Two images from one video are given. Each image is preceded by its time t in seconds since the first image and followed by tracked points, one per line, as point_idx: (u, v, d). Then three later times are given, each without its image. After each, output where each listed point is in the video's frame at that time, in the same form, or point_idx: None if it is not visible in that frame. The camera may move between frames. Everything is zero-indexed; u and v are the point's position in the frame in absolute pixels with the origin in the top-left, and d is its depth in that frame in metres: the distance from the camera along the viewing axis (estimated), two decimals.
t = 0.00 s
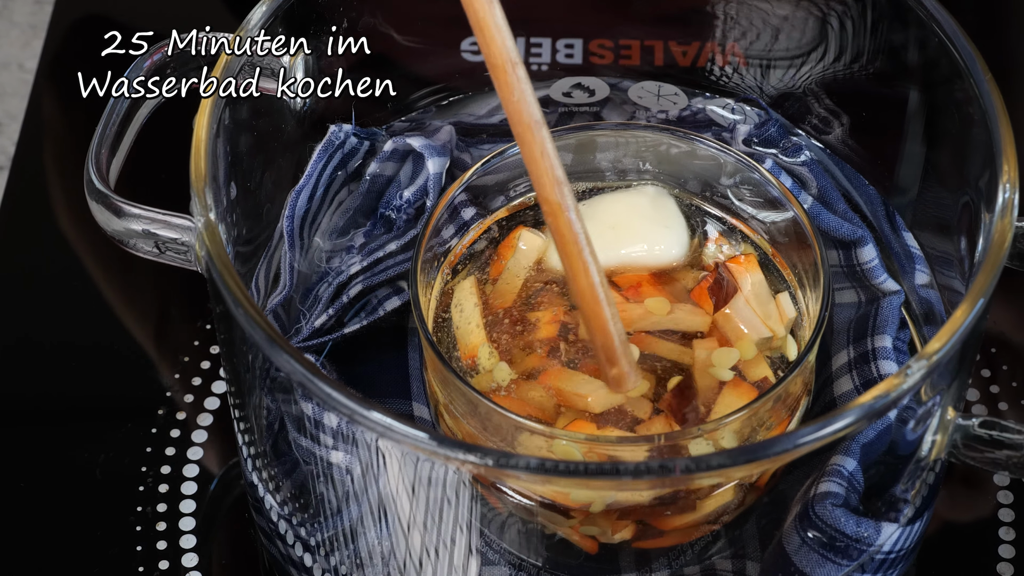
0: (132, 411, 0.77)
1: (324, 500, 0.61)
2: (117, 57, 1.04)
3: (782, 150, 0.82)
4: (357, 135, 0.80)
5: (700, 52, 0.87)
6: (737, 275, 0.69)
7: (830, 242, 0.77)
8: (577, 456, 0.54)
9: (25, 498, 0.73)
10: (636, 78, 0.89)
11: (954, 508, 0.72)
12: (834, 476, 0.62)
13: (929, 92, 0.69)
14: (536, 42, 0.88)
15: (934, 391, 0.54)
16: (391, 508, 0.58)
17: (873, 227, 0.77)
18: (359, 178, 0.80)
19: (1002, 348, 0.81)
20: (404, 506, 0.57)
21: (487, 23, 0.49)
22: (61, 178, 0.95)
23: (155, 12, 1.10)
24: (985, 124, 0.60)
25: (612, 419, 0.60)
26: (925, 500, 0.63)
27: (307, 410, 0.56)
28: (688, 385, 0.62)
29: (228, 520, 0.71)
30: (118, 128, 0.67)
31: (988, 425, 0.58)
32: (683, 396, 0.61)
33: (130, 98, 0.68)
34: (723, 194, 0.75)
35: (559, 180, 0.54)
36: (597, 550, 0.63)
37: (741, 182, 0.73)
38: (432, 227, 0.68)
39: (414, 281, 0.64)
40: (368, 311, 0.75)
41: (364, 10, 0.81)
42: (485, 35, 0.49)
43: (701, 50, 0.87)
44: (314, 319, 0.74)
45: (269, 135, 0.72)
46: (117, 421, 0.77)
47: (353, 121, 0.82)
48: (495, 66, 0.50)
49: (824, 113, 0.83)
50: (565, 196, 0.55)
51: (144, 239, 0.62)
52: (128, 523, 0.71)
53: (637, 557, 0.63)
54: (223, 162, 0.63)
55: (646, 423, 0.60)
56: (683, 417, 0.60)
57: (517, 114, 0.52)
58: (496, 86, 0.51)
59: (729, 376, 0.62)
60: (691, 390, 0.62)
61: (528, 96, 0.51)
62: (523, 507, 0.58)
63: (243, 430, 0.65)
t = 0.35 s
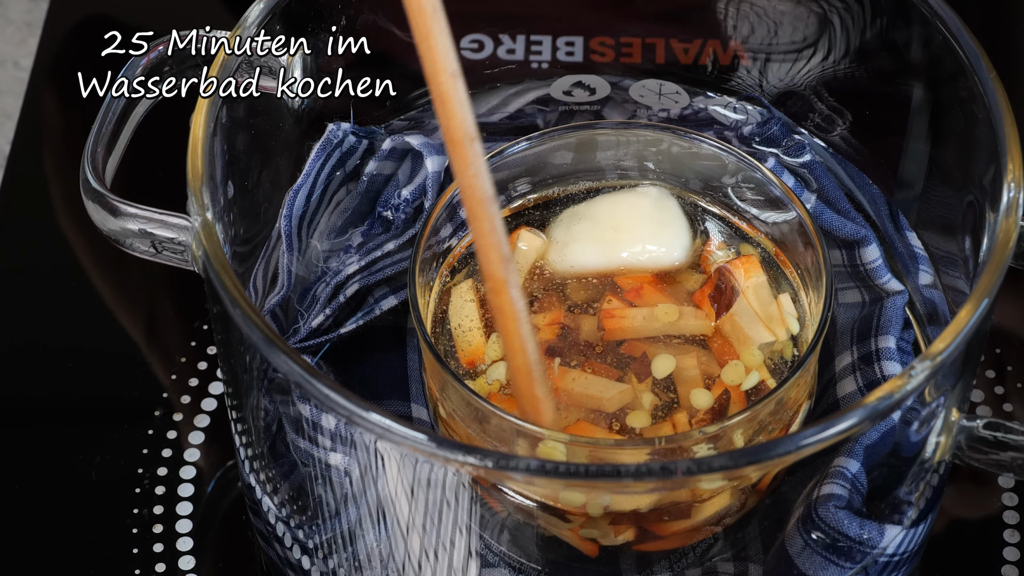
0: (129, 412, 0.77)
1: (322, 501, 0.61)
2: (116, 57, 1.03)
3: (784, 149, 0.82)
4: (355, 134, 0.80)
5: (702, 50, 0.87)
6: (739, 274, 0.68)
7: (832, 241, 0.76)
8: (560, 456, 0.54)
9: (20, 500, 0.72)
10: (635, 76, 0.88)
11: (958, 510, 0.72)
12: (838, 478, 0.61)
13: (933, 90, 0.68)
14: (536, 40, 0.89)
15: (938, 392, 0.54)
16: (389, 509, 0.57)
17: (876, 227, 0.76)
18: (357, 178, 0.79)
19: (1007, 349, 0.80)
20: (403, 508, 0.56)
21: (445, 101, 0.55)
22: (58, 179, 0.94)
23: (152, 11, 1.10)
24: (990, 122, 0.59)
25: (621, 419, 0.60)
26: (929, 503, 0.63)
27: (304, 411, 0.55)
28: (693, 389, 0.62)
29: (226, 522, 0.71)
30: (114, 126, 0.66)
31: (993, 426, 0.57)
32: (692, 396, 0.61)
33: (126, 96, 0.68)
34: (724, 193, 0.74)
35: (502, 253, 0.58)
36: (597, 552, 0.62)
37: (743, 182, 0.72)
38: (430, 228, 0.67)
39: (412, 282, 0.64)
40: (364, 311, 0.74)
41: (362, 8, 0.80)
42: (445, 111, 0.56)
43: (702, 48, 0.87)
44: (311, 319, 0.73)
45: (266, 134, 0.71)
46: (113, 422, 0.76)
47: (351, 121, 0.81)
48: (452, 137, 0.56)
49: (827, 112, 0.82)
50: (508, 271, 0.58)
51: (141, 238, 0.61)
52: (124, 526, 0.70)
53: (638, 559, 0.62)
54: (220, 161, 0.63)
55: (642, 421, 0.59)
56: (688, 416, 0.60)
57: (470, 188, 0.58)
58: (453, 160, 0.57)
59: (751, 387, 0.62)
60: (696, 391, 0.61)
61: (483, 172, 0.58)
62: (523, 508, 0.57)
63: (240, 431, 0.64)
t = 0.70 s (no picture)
0: (125, 413, 0.76)
1: (321, 503, 0.60)
2: (117, 56, 1.02)
3: (787, 148, 0.81)
4: (354, 132, 0.80)
5: (705, 48, 0.86)
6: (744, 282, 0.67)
7: (836, 239, 0.75)
8: (561, 458, 0.53)
9: (15, 502, 0.72)
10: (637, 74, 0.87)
11: (964, 511, 0.71)
12: (841, 480, 0.61)
13: (937, 88, 0.68)
14: (537, 37, 0.87)
15: (942, 393, 0.53)
16: (388, 512, 0.57)
17: (879, 226, 0.75)
18: (356, 176, 0.79)
19: (1012, 349, 0.80)
20: (403, 510, 0.55)
21: (425, 111, 0.58)
22: (54, 179, 0.93)
23: (149, 9, 1.09)
24: (995, 121, 0.58)
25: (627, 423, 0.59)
26: (934, 504, 0.62)
27: (303, 412, 0.54)
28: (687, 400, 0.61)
29: (223, 524, 0.70)
30: (111, 124, 0.66)
31: (997, 428, 0.57)
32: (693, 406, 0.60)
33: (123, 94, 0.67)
34: (726, 191, 0.74)
35: (484, 241, 0.63)
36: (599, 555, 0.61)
37: (746, 180, 0.72)
38: (429, 227, 0.67)
39: (412, 282, 0.63)
40: (364, 310, 0.74)
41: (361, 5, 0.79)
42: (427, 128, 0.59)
43: (705, 46, 0.86)
44: (309, 319, 0.72)
45: (264, 132, 0.70)
46: (110, 423, 0.75)
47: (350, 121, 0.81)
48: (434, 146, 0.60)
49: (829, 110, 0.83)
50: (487, 254, 0.64)
51: (138, 238, 0.60)
52: (121, 528, 0.70)
53: (639, 561, 0.62)
54: (217, 160, 0.62)
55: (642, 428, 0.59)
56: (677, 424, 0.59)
57: (449, 186, 0.61)
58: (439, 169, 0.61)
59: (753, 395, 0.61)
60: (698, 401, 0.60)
61: (461, 168, 0.61)
62: (524, 511, 0.56)
63: (237, 432, 0.64)
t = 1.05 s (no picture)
0: (121, 415, 0.75)
1: (319, 506, 0.59)
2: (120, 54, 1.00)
3: (789, 146, 0.80)
4: (353, 131, 0.79)
5: (705, 45, 0.86)
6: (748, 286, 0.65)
7: (837, 239, 0.75)
8: (563, 461, 0.53)
9: (10, 504, 0.71)
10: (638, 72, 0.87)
11: (967, 514, 0.70)
12: (844, 482, 0.59)
13: (942, 86, 0.67)
14: (537, 35, 0.88)
15: (946, 394, 0.53)
16: (387, 514, 0.56)
17: (882, 225, 0.75)
18: (354, 175, 0.79)
19: (1016, 349, 0.79)
20: (402, 512, 0.55)
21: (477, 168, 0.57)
22: (50, 179, 0.93)
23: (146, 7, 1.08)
24: (999, 119, 0.58)
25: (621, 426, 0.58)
26: (938, 506, 0.61)
27: (301, 413, 0.54)
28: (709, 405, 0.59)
29: (220, 526, 0.69)
30: (108, 123, 0.65)
31: (1001, 429, 0.57)
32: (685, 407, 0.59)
33: (119, 92, 0.66)
34: (729, 192, 0.73)
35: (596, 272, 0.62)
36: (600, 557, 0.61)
37: (748, 180, 0.71)
38: (429, 226, 0.66)
39: (411, 283, 0.62)
40: (362, 310, 0.73)
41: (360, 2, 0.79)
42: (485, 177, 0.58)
43: (705, 44, 0.86)
44: (307, 320, 0.72)
45: (262, 131, 0.70)
46: (106, 425, 0.75)
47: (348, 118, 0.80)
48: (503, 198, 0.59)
49: (834, 108, 0.82)
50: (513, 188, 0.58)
51: (134, 237, 0.59)
52: (117, 530, 0.69)
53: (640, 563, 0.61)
54: (215, 159, 0.61)
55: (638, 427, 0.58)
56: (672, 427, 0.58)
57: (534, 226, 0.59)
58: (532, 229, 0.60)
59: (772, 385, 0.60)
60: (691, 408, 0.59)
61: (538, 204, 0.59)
62: (523, 511, 0.56)
63: (235, 434, 0.63)
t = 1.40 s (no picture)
0: (118, 415, 0.75)
1: (317, 508, 0.59)
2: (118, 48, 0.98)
3: (793, 145, 0.80)
4: (350, 129, 0.78)
5: (706, 44, 0.85)
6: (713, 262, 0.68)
7: (842, 239, 0.74)
8: (563, 463, 0.53)
9: (5, 507, 0.70)
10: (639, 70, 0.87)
11: (972, 516, 0.70)
12: (848, 484, 0.59)
13: (946, 84, 0.67)
14: (537, 32, 0.87)
15: (950, 395, 0.52)
16: (386, 516, 0.56)
17: (887, 225, 0.74)
18: (353, 174, 0.78)
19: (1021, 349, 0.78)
20: (401, 514, 0.54)
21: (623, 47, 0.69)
22: (45, 180, 0.92)
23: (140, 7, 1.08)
24: (1004, 117, 0.57)
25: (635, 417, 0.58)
26: (942, 508, 0.60)
27: (299, 415, 0.53)
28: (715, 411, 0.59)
29: (217, 529, 0.69)
30: (104, 121, 0.64)
31: (1006, 430, 0.55)
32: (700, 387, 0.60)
33: (115, 91, 0.65)
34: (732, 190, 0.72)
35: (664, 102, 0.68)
36: (601, 560, 0.60)
37: (750, 180, 0.70)
38: (428, 225, 0.65)
39: (411, 282, 0.62)
40: (361, 311, 0.72)
41: None
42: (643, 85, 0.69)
43: (709, 41, 0.85)
44: (305, 321, 0.71)
45: (259, 129, 0.69)
46: (102, 426, 0.74)
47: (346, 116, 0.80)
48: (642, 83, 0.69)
49: (835, 107, 0.81)
50: (661, 90, 0.69)
51: (131, 237, 0.59)
52: (113, 533, 0.68)
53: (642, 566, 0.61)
54: (212, 157, 0.61)
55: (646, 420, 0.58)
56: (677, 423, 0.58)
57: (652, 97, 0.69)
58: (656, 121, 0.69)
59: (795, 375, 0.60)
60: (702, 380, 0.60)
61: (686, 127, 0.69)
62: (523, 516, 0.56)
63: (232, 435, 0.63)
